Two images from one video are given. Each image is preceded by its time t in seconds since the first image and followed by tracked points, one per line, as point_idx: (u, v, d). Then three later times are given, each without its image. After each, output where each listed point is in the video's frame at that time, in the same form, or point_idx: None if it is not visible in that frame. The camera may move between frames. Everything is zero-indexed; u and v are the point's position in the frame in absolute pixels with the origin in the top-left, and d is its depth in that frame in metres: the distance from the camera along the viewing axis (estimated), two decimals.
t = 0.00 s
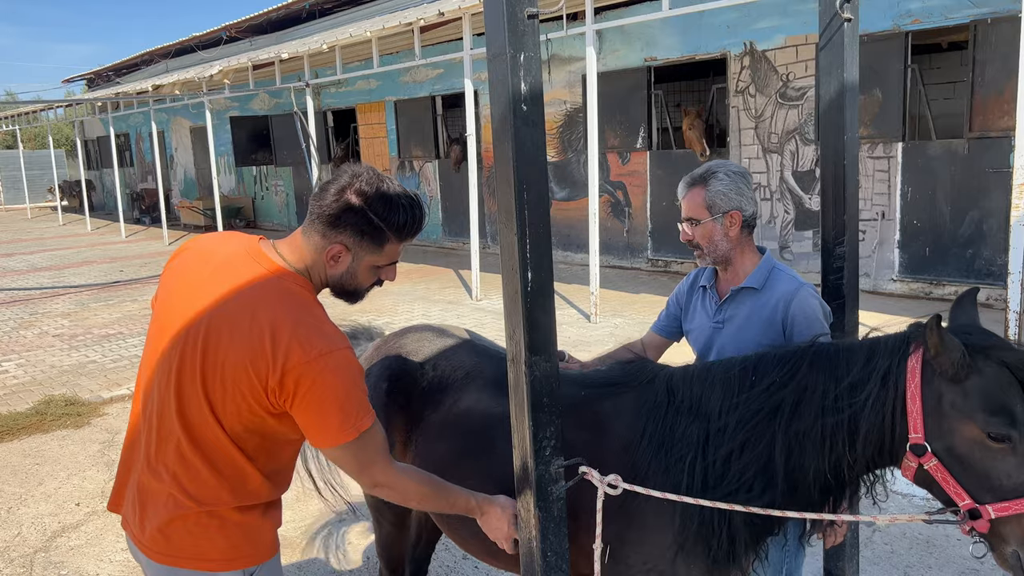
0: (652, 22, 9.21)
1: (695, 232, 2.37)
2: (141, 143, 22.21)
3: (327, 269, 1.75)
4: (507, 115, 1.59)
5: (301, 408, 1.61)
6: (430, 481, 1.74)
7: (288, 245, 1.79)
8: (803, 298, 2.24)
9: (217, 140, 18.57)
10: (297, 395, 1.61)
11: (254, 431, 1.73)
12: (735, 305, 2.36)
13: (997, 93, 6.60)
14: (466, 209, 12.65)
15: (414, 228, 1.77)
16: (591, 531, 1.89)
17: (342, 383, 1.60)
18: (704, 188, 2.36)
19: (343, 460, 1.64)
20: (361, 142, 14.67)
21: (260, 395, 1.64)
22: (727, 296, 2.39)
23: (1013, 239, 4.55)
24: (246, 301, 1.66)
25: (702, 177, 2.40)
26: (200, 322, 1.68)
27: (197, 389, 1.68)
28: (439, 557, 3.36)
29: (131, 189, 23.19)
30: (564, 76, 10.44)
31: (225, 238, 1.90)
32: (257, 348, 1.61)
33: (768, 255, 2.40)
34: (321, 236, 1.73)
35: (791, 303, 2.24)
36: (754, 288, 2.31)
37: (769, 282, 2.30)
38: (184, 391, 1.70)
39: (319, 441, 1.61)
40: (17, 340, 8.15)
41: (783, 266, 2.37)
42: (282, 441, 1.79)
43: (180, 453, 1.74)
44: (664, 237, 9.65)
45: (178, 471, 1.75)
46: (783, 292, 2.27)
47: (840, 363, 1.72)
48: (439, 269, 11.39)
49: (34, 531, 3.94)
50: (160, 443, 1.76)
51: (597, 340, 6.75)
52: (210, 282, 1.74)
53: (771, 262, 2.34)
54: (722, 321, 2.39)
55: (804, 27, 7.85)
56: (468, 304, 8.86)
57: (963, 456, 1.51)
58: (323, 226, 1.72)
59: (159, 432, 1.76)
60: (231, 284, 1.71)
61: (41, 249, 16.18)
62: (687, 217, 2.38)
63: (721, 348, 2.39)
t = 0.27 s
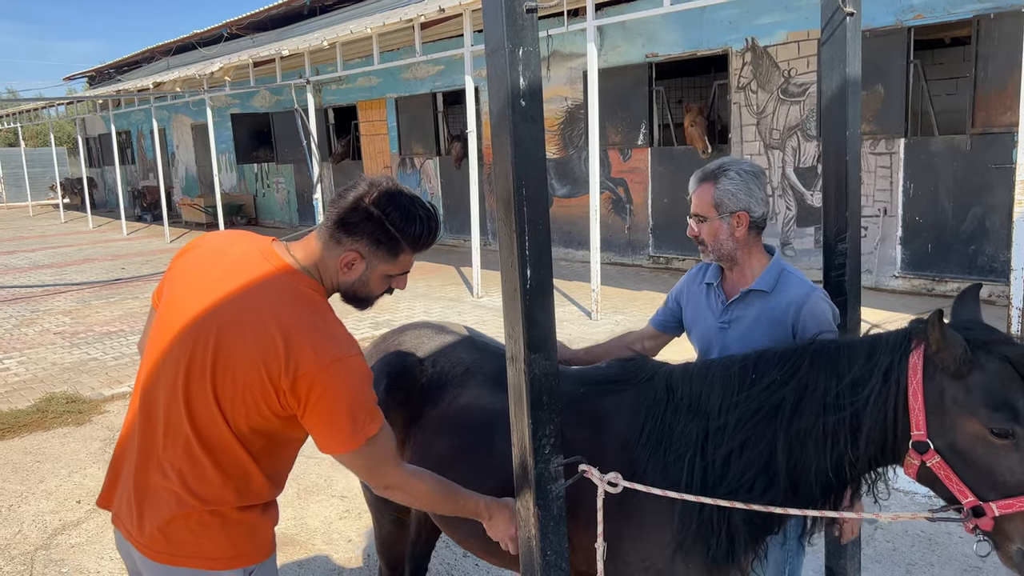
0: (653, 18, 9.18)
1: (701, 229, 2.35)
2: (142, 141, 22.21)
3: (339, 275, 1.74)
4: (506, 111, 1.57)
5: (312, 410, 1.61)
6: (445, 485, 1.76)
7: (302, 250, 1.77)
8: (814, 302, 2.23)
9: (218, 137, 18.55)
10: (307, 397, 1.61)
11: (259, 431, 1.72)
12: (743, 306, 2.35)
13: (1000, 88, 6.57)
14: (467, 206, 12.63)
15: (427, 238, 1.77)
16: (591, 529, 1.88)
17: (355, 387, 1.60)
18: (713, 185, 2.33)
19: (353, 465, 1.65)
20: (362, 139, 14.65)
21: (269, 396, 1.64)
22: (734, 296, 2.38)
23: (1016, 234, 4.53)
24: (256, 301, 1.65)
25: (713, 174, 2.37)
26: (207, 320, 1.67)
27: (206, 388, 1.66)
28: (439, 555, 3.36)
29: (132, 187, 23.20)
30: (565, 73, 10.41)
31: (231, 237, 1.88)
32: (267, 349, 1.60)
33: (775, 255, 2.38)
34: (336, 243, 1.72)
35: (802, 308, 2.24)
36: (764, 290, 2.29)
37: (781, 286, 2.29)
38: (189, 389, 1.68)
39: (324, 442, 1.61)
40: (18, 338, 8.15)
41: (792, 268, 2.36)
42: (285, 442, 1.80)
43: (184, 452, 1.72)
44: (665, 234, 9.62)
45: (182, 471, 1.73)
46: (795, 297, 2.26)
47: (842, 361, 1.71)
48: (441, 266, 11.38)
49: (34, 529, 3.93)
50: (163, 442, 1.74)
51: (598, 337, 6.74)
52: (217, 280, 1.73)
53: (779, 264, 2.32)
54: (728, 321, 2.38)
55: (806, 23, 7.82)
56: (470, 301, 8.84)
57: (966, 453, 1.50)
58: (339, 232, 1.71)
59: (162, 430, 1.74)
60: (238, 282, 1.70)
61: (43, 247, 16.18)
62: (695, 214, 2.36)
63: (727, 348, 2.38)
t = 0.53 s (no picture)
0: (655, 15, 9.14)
1: (688, 228, 2.35)
2: (142, 139, 22.20)
3: (339, 276, 1.72)
4: (505, 109, 1.55)
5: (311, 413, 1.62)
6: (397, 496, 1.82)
7: (301, 249, 1.74)
8: (799, 297, 2.21)
9: (218, 135, 18.54)
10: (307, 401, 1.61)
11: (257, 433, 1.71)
12: (731, 304, 2.33)
13: (1003, 85, 6.54)
14: (468, 203, 12.61)
15: (428, 237, 1.74)
16: (590, 531, 1.86)
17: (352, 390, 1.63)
18: (697, 184, 2.32)
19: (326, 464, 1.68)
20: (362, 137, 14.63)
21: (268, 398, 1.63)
22: (723, 294, 2.37)
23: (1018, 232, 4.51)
24: (254, 302, 1.64)
25: (698, 172, 2.36)
26: (203, 321, 1.65)
27: (203, 390, 1.65)
28: (439, 555, 3.35)
29: (133, 184, 23.20)
30: (566, 70, 10.38)
31: (229, 237, 1.86)
32: (266, 352, 1.59)
33: (764, 251, 2.35)
34: (336, 242, 1.70)
35: (786, 303, 2.21)
36: (749, 287, 2.28)
37: (766, 281, 2.27)
38: (185, 390, 1.66)
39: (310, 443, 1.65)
40: (18, 336, 8.14)
41: (780, 264, 2.34)
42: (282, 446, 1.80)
43: (181, 453, 1.71)
44: (666, 231, 9.60)
45: (180, 474, 1.71)
46: (779, 291, 2.24)
47: (844, 363, 1.69)
48: (441, 264, 11.36)
49: (33, 528, 3.93)
50: (160, 443, 1.72)
51: (599, 335, 6.72)
52: (214, 280, 1.71)
53: (766, 259, 2.30)
54: (717, 320, 2.36)
55: (808, 19, 7.78)
56: (470, 299, 8.83)
57: (969, 457, 1.48)
58: (338, 230, 1.70)
59: (160, 432, 1.72)
60: (235, 283, 1.68)
61: (44, 245, 16.17)
62: (681, 214, 2.35)
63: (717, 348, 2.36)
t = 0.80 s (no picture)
0: (655, 15, 9.13)
1: (686, 229, 2.33)
2: (142, 139, 22.20)
3: (316, 258, 1.71)
4: (500, 108, 1.54)
5: (296, 406, 1.59)
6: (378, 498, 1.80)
7: (276, 240, 1.75)
8: (797, 299, 2.19)
9: (219, 135, 18.53)
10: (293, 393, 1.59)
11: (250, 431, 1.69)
12: (729, 306, 2.32)
13: (1004, 84, 6.52)
14: (468, 203, 12.60)
15: (401, 208, 1.75)
16: (587, 533, 1.85)
17: (336, 379, 1.61)
18: (694, 185, 2.30)
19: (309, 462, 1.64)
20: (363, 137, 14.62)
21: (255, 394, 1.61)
22: (721, 297, 2.36)
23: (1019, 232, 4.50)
24: (240, 299, 1.62)
25: (694, 173, 2.34)
26: (189, 322, 1.64)
27: (191, 389, 1.64)
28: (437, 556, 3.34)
29: (133, 184, 23.20)
30: (566, 70, 10.37)
31: (210, 236, 1.85)
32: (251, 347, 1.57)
33: (762, 252, 2.33)
34: (308, 222, 1.70)
35: (783, 305, 2.19)
36: (747, 289, 2.27)
37: (764, 282, 2.25)
38: (175, 392, 1.65)
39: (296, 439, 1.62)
40: (17, 336, 8.14)
41: (779, 265, 2.32)
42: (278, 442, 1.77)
43: (173, 457, 1.69)
44: (666, 231, 9.59)
45: (173, 477, 1.70)
46: (776, 293, 2.22)
47: (841, 362, 1.67)
48: (441, 264, 11.35)
49: (30, 529, 3.92)
50: (153, 447, 1.72)
51: (599, 336, 6.71)
52: (201, 279, 1.69)
53: (764, 262, 2.28)
54: (716, 322, 2.35)
55: (808, 19, 7.76)
56: (470, 299, 8.82)
57: (968, 457, 1.46)
58: (309, 210, 1.69)
59: (151, 436, 1.72)
60: (220, 281, 1.66)
61: (44, 245, 16.17)
62: (678, 215, 2.34)
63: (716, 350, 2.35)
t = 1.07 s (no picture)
0: (654, 20, 9.15)
1: (675, 241, 2.33)
2: (141, 143, 22.21)
3: (296, 242, 1.73)
4: (502, 115, 1.53)
5: (286, 398, 1.56)
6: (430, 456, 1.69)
7: (255, 237, 1.77)
8: (788, 300, 2.18)
9: (218, 139, 18.53)
10: (281, 385, 1.56)
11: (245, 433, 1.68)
12: (724, 314, 2.32)
13: (1002, 90, 6.52)
14: (467, 208, 12.59)
15: (372, 181, 1.76)
16: (588, 542, 1.84)
17: (321, 362, 1.55)
18: (678, 197, 2.31)
19: (328, 448, 1.59)
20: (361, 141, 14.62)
21: (247, 390, 1.60)
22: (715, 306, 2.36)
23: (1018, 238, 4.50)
24: (226, 297, 1.61)
25: (678, 185, 2.35)
26: (180, 326, 1.63)
27: (183, 392, 1.63)
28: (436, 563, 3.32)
29: (132, 189, 23.20)
30: (565, 75, 10.38)
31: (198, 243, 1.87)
32: (238, 342, 1.56)
33: (753, 257, 2.33)
34: (283, 206, 1.72)
35: (775, 307, 2.18)
36: (738, 295, 2.26)
37: (755, 287, 2.25)
38: (171, 398, 1.66)
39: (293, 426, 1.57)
40: (15, 341, 8.12)
41: (770, 268, 2.30)
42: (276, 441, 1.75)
43: (171, 464, 1.70)
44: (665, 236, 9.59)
45: (173, 484, 1.70)
46: (768, 297, 2.21)
47: (844, 371, 1.66)
48: (440, 269, 11.34)
49: (27, 535, 3.90)
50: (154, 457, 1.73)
51: (598, 341, 6.70)
52: (191, 283, 1.69)
53: (754, 266, 2.28)
54: (712, 333, 2.35)
55: (807, 25, 7.78)
56: (469, 303, 8.81)
57: (975, 468, 1.45)
58: (283, 195, 1.71)
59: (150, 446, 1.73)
60: (209, 283, 1.66)
61: (42, 249, 16.15)
62: (666, 227, 2.34)
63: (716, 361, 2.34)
